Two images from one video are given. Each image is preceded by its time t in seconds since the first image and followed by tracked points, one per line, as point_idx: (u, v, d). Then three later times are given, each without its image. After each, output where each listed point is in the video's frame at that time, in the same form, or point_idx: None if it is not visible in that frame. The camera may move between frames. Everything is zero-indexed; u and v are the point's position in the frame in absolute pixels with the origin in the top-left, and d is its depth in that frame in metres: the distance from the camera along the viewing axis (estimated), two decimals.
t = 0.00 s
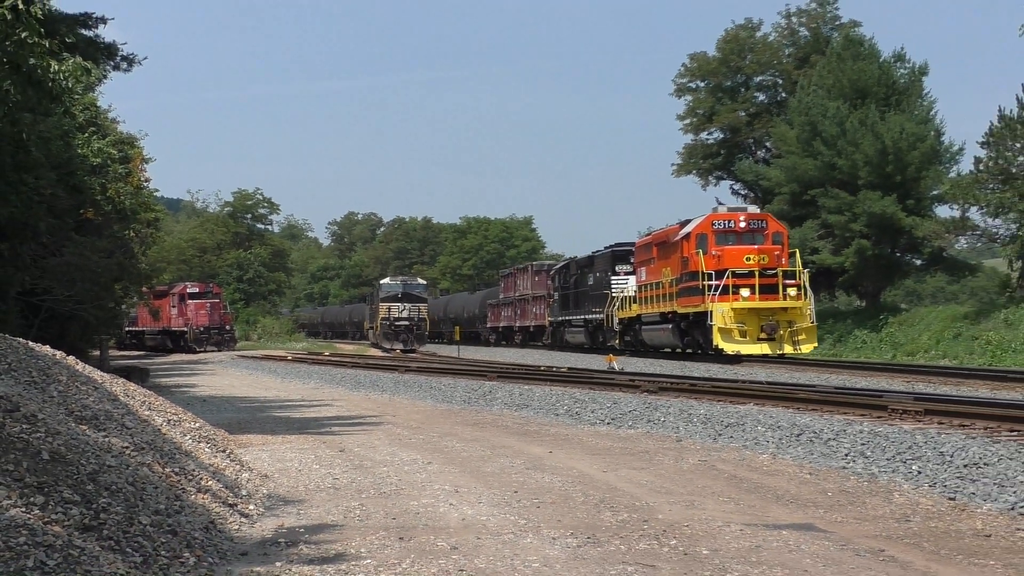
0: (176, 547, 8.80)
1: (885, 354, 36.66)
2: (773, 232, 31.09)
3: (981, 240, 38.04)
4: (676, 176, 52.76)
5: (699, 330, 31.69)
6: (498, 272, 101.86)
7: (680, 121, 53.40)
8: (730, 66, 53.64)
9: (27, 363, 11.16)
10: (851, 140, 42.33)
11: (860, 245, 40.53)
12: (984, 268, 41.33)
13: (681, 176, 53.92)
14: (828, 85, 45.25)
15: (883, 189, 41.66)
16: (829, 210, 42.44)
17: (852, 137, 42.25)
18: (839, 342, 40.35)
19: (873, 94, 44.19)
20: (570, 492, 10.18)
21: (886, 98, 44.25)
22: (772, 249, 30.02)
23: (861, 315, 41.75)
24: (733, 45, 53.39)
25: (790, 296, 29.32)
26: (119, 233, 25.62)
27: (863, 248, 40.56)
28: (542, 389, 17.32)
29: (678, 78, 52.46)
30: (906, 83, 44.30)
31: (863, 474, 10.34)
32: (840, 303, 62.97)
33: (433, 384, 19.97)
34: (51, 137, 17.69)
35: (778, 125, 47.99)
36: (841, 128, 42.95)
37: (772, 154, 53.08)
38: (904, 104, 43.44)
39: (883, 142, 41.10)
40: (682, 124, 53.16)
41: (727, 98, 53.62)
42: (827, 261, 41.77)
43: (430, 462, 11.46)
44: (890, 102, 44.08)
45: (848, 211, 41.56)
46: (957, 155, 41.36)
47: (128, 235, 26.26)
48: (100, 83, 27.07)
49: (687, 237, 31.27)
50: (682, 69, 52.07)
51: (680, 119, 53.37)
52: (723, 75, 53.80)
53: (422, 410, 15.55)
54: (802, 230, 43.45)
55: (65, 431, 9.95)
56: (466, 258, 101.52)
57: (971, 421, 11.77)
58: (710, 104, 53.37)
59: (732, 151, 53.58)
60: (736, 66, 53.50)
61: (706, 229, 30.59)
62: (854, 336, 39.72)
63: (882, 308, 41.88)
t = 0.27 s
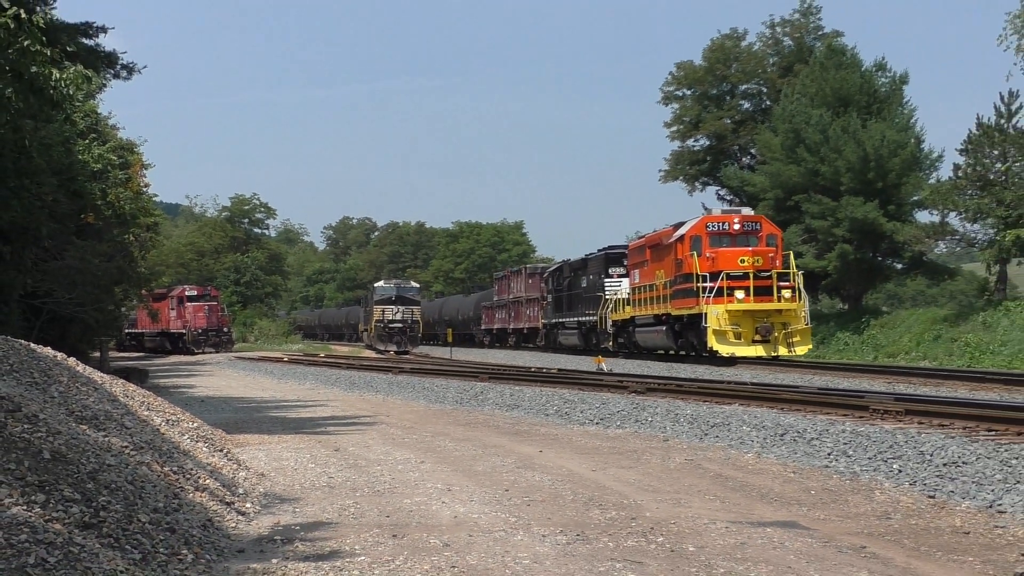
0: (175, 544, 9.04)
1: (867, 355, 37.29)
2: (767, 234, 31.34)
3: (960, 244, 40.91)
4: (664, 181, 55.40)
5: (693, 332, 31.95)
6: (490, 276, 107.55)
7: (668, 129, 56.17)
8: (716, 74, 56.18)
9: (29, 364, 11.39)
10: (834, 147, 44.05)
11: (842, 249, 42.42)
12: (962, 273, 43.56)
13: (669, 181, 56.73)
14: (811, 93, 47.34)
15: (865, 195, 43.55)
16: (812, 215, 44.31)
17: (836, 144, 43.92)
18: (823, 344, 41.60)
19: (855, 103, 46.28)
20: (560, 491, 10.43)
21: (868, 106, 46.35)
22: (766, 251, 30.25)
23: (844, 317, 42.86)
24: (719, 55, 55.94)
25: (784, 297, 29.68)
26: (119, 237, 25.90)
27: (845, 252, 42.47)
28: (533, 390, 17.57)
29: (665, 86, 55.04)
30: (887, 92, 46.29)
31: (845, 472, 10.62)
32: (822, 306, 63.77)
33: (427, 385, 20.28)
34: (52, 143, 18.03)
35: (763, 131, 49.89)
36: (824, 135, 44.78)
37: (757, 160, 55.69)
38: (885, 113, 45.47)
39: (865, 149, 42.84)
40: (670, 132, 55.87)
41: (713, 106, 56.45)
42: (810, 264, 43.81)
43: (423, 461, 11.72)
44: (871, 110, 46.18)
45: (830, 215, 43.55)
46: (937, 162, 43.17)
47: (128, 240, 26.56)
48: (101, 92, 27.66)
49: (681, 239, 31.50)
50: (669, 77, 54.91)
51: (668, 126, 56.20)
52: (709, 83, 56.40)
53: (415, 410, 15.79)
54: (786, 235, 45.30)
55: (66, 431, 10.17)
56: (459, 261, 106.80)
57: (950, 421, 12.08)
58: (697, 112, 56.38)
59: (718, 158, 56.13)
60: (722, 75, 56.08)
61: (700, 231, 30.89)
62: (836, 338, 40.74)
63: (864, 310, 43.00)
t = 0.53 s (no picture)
0: (173, 539, 9.29)
1: (847, 354, 38.10)
2: (761, 234, 31.44)
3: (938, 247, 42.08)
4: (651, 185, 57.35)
5: (687, 331, 32.22)
6: (480, 276, 113.65)
7: (654, 134, 58.11)
8: (701, 80, 57.97)
9: (31, 364, 11.62)
10: (815, 151, 45.38)
11: (824, 251, 43.57)
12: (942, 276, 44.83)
13: (656, 185, 58.57)
14: (794, 98, 48.85)
15: (846, 198, 44.69)
16: (794, 217, 45.58)
17: (817, 148, 45.27)
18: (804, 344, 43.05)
19: (837, 108, 47.84)
20: (549, 487, 10.70)
21: (849, 112, 47.84)
22: (760, 250, 30.58)
23: (825, 317, 44.45)
24: (704, 62, 57.67)
25: (778, 298, 29.88)
26: (118, 239, 26.21)
27: (827, 254, 43.65)
28: (522, 389, 17.86)
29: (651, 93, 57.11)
30: (867, 99, 47.89)
31: (827, 469, 10.93)
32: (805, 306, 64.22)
33: (419, 384, 20.55)
34: (53, 148, 18.26)
35: (747, 136, 51.27)
36: (806, 139, 46.05)
37: (740, 164, 57.61)
38: (866, 118, 46.90)
39: (846, 153, 43.99)
40: (656, 137, 57.82)
41: (698, 111, 58.18)
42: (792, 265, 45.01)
43: (415, 458, 11.99)
44: (852, 115, 47.67)
45: (813, 218, 44.55)
46: (916, 166, 44.60)
47: (126, 242, 26.88)
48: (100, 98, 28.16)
49: (675, 239, 31.74)
50: (655, 84, 56.81)
51: (654, 131, 58.09)
52: (694, 89, 58.22)
53: (407, 409, 16.06)
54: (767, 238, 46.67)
55: (66, 430, 10.40)
56: (451, 263, 114.15)
57: (930, 417, 12.42)
58: (683, 117, 58.07)
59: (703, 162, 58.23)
60: (707, 81, 57.87)
61: (693, 231, 31.03)
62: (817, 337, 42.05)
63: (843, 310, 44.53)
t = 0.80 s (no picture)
0: (176, 533, 9.56)
1: (835, 350, 40.69)
2: (759, 231, 32.02)
3: (922, 246, 44.18)
4: (643, 186, 60.47)
5: (685, 328, 32.38)
6: (476, 275, 116.81)
7: (646, 137, 61.16)
8: (691, 85, 61.00)
9: (37, 363, 11.89)
10: (802, 153, 47.86)
11: (811, 251, 45.97)
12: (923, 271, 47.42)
13: (648, 185, 61.50)
14: (781, 102, 51.43)
15: (832, 198, 47.10)
16: (782, 217, 47.76)
17: (804, 150, 47.76)
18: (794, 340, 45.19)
19: (822, 112, 50.54)
20: (543, 481, 10.96)
21: (833, 115, 50.67)
22: (758, 248, 30.76)
23: (813, 315, 46.74)
24: (694, 67, 60.63)
25: (777, 294, 29.84)
26: (122, 240, 26.56)
27: (813, 254, 46.04)
28: (517, 386, 18.14)
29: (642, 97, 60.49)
30: (852, 102, 50.89)
31: (815, 463, 11.22)
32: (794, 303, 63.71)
33: (419, 380, 20.87)
34: (57, 153, 18.48)
35: (736, 139, 53.54)
36: (793, 141, 48.48)
37: (729, 165, 60.58)
38: (851, 121, 49.75)
39: (831, 155, 46.45)
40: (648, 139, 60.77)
41: (688, 114, 61.23)
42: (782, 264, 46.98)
43: (413, 454, 12.26)
44: (837, 118, 50.51)
45: (800, 218, 46.78)
46: (899, 167, 47.08)
47: (130, 244, 27.24)
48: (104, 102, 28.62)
49: (674, 237, 32.17)
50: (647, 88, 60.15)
51: (646, 134, 61.11)
52: (685, 93, 61.20)
53: (406, 405, 16.32)
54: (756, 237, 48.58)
55: (71, 427, 10.65)
56: (447, 263, 117.15)
57: (914, 413, 12.72)
58: (673, 120, 61.11)
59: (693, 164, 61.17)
60: (697, 85, 60.94)
61: (692, 229, 31.48)
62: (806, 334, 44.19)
63: (831, 308, 46.86)
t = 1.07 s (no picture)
0: (179, 531, 9.82)
1: (822, 351, 42.07)
2: (757, 231, 32.21)
3: (906, 247, 45.89)
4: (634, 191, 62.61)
5: (684, 329, 32.65)
6: (472, 278, 118.59)
7: (637, 143, 63.12)
8: (681, 91, 62.77)
9: (42, 364, 12.15)
10: (789, 158, 48.72)
11: (799, 253, 46.75)
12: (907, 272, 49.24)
13: (639, 190, 63.67)
14: (769, 108, 52.26)
15: (817, 202, 48.13)
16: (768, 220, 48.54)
17: (791, 156, 48.62)
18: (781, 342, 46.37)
19: (809, 117, 51.40)
20: (538, 479, 11.23)
21: (820, 121, 51.50)
22: (757, 248, 30.86)
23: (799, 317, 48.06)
24: (683, 74, 62.45)
25: (776, 295, 30.13)
26: (126, 244, 26.86)
27: (801, 255, 46.86)
28: (512, 385, 18.39)
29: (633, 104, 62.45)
30: (838, 107, 51.74)
31: (802, 460, 11.51)
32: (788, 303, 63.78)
33: (418, 380, 21.15)
34: (62, 159, 18.71)
35: (724, 144, 54.41)
36: (781, 146, 49.31)
37: (719, 171, 62.39)
38: (837, 127, 50.73)
39: (819, 161, 47.45)
40: (640, 145, 62.75)
41: (678, 120, 63.04)
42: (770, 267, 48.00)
43: (411, 452, 12.52)
44: (824, 124, 51.39)
45: (788, 221, 47.68)
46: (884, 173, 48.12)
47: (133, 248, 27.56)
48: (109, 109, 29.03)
49: (672, 237, 32.31)
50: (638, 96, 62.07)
51: (638, 140, 63.07)
52: (675, 99, 63.01)
53: (403, 404, 16.55)
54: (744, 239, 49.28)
55: (77, 427, 10.91)
56: (443, 266, 118.90)
57: (900, 412, 13.01)
58: (663, 126, 62.91)
59: (683, 168, 63.19)
60: (686, 92, 62.67)
61: (690, 229, 31.67)
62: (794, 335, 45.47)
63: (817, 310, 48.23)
